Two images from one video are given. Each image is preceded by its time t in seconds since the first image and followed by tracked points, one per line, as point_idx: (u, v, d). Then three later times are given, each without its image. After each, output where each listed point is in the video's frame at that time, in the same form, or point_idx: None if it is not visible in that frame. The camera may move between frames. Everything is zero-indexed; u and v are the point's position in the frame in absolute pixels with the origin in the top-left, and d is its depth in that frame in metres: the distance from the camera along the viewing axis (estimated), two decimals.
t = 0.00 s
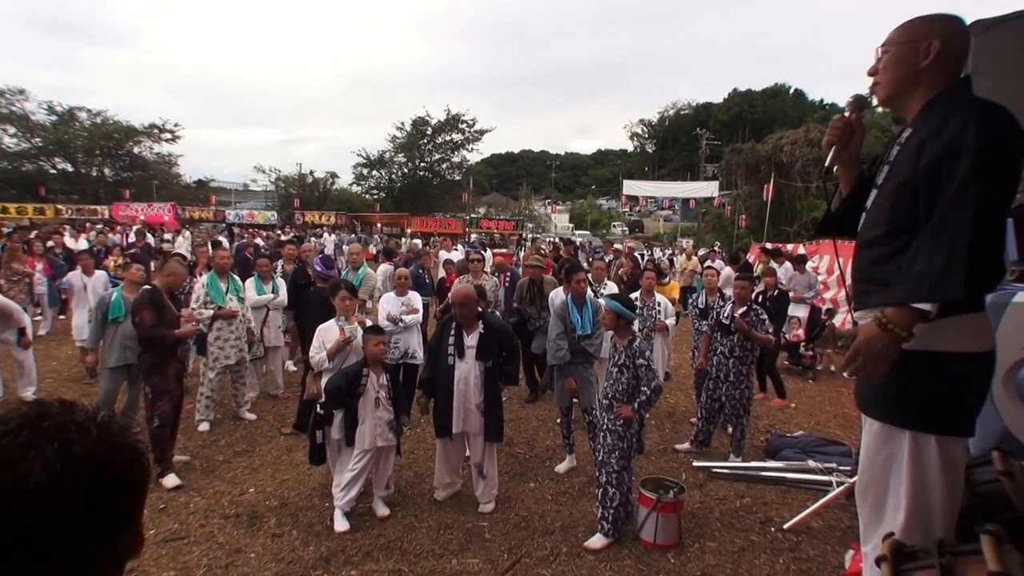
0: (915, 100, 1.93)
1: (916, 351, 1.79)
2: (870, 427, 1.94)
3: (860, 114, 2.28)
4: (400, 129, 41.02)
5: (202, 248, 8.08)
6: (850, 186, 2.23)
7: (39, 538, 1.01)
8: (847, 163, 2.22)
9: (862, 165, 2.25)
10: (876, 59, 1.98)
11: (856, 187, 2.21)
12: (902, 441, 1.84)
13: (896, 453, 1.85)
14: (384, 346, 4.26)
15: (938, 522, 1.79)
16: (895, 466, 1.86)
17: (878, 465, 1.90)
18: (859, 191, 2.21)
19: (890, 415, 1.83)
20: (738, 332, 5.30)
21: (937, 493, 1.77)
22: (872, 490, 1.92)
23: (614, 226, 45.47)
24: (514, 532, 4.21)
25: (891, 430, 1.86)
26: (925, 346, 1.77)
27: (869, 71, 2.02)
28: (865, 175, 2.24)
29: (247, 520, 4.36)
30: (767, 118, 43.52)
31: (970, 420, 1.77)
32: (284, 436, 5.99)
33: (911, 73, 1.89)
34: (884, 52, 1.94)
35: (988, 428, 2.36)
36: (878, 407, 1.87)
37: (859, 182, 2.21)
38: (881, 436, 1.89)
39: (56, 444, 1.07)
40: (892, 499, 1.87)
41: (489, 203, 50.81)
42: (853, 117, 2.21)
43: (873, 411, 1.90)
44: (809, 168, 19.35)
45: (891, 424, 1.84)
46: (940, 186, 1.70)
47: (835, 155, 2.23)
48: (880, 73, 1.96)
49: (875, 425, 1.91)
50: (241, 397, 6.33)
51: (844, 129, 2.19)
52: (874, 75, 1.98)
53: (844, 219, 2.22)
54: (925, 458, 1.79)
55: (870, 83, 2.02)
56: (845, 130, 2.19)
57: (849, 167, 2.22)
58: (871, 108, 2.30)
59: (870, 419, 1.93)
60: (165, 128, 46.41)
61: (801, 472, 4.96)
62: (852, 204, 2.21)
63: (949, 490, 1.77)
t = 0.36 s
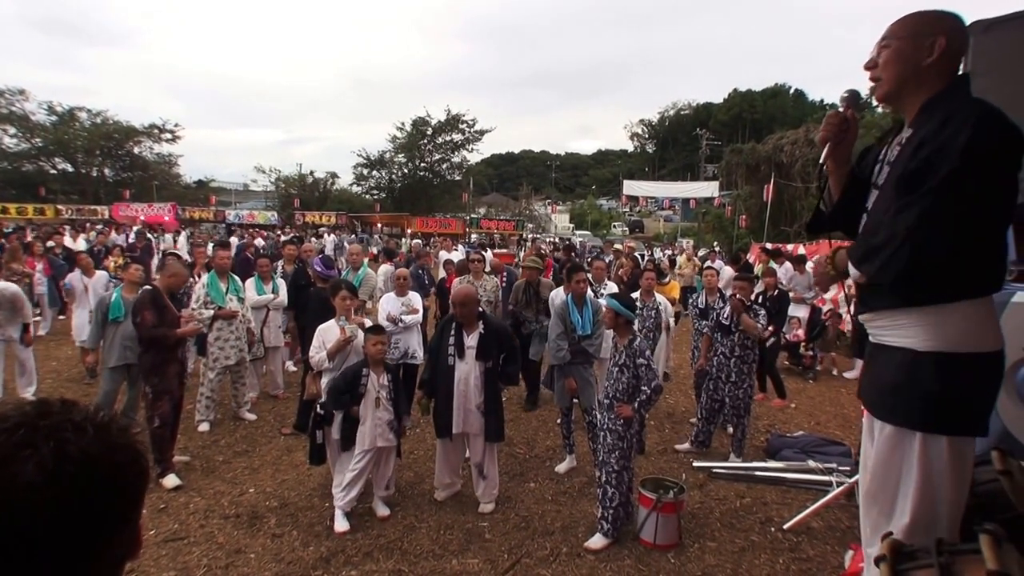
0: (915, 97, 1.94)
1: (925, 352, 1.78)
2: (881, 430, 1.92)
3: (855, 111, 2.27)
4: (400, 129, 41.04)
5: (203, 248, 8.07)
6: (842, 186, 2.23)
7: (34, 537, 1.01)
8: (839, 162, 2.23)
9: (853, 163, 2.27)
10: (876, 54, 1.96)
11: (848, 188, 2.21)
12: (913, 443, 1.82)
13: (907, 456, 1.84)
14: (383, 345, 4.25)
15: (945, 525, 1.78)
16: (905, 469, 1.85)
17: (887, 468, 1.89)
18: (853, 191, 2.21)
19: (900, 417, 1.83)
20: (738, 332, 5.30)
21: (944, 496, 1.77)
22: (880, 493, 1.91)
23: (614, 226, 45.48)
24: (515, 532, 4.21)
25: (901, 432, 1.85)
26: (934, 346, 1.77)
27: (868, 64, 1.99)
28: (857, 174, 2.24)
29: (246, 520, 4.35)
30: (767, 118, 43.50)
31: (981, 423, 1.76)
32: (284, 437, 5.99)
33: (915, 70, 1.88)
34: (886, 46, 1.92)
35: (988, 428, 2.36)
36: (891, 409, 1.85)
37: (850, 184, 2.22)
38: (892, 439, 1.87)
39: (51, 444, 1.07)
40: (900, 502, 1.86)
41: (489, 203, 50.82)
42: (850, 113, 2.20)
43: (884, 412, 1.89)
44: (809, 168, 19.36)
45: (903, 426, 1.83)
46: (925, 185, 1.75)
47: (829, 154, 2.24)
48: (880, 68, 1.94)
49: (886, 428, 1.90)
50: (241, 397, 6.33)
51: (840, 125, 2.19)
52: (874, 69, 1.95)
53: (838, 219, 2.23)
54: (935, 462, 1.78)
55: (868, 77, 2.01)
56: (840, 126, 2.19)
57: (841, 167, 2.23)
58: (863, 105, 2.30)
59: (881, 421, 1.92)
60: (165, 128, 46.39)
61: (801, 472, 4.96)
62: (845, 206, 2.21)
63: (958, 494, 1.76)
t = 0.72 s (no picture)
0: (910, 97, 1.93)
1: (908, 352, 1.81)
2: (868, 430, 1.94)
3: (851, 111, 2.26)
4: (400, 130, 41.06)
5: (203, 248, 8.08)
6: (842, 189, 2.24)
7: (18, 538, 0.99)
8: (837, 165, 2.23)
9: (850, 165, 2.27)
10: (874, 53, 1.95)
11: (848, 190, 2.22)
12: (899, 441, 1.83)
13: (894, 453, 1.85)
14: (385, 345, 4.24)
15: (935, 522, 1.78)
16: (892, 467, 1.86)
17: (876, 466, 1.90)
18: (852, 193, 2.22)
19: (888, 415, 1.83)
20: (738, 332, 5.30)
21: (932, 493, 1.77)
22: (870, 492, 1.92)
23: (614, 226, 45.52)
24: (515, 532, 4.21)
25: (888, 431, 1.86)
26: (919, 346, 1.79)
27: (865, 63, 1.99)
28: (856, 177, 2.25)
29: (246, 520, 4.35)
30: (767, 118, 43.47)
31: (970, 422, 1.76)
32: (284, 437, 6.00)
33: (911, 69, 1.88)
34: (885, 45, 1.91)
35: (987, 429, 2.36)
36: (878, 408, 1.87)
37: (849, 186, 2.23)
38: (879, 437, 1.89)
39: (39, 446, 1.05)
40: (889, 500, 1.86)
41: (489, 203, 50.85)
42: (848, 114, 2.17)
43: (871, 411, 1.90)
44: (809, 168, 19.42)
45: (889, 424, 1.83)
46: (913, 185, 1.75)
47: (827, 156, 2.23)
48: (877, 67, 1.94)
49: (874, 427, 1.91)
50: (241, 397, 6.33)
51: (837, 128, 2.18)
52: (871, 68, 1.95)
53: (838, 222, 2.23)
54: (922, 458, 1.79)
55: (863, 76, 2.00)
56: (837, 130, 2.18)
57: (840, 169, 2.23)
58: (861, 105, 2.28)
59: (869, 420, 1.92)
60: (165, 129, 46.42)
61: (801, 472, 4.96)
62: (845, 208, 2.22)
63: (945, 491, 1.77)
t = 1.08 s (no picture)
0: (903, 95, 1.93)
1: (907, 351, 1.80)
2: (866, 429, 1.94)
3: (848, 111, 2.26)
4: (400, 130, 41.07)
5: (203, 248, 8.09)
6: (839, 188, 2.24)
7: (14, 537, 0.99)
8: (834, 164, 2.23)
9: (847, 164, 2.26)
10: (866, 53, 1.96)
11: (845, 189, 2.22)
12: (896, 442, 1.84)
13: (891, 453, 1.86)
14: (387, 345, 4.23)
15: (933, 522, 1.80)
16: (890, 468, 1.86)
17: (874, 466, 1.90)
18: (850, 192, 2.22)
19: (886, 416, 1.84)
20: (738, 332, 5.30)
21: (930, 493, 1.78)
22: (868, 491, 1.93)
23: (614, 226, 45.54)
24: (515, 532, 4.21)
25: (885, 431, 1.86)
26: (916, 346, 1.78)
27: (858, 63, 2.00)
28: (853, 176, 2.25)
29: (246, 521, 4.35)
30: (767, 118, 43.44)
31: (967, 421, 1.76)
32: (284, 437, 6.00)
33: (902, 69, 1.88)
34: (876, 45, 1.92)
35: (987, 428, 2.36)
36: (875, 409, 1.87)
37: (847, 185, 2.23)
38: (877, 437, 1.89)
39: (39, 448, 1.05)
40: (887, 500, 1.87)
41: (489, 203, 50.86)
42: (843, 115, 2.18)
43: (868, 412, 1.90)
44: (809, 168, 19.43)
45: (887, 424, 1.84)
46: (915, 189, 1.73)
47: (823, 155, 2.23)
48: (868, 67, 1.95)
49: (871, 427, 1.92)
50: (241, 397, 6.33)
51: (832, 128, 2.18)
52: (863, 68, 1.96)
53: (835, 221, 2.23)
54: (919, 458, 1.79)
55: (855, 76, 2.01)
56: (832, 130, 2.19)
57: (837, 169, 2.22)
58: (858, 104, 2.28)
59: (866, 421, 1.93)
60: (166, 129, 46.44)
61: (801, 472, 4.95)
62: (842, 207, 2.22)
63: (943, 490, 1.78)
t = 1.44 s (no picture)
0: (899, 96, 1.94)
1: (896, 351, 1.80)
2: (859, 430, 1.94)
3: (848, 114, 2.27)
4: (401, 130, 41.05)
5: (202, 248, 8.09)
6: (840, 188, 2.25)
7: (16, 538, 0.98)
8: (834, 166, 2.23)
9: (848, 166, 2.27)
10: (863, 56, 1.98)
11: (846, 189, 2.23)
12: (888, 440, 1.84)
13: (883, 453, 1.86)
14: (389, 344, 4.25)
15: (926, 520, 1.80)
16: (882, 467, 1.87)
17: (866, 466, 1.91)
18: (850, 192, 2.23)
19: (876, 416, 1.84)
20: (739, 332, 5.29)
21: (922, 492, 1.78)
22: (862, 491, 1.93)
23: (615, 226, 45.54)
24: (514, 533, 4.21)
25: (876, 430, 1.87)
26: (904, 346, 1.78)
27: (856, 66, 2.03)
28: (854, 177, 2.26)
29: (246, 521, 4.36)
30: (767, 118, 43.38)
31: (956, 419, 1.77)
32: (284, 437, 6.01)
33: (895, 70, 1.90)
34: (870, 48, 1.93)
35: (988, 429, 2.35)
36: (866, 409, 1.88)
37: (848, 185, 2.24)
38: (869, 437, 1.90)
39: (51, 448, 1.05)
40: (880, 499, 1.88)
41: (489, 203, 50.82)
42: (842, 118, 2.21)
43: (859, 412, 1.91)
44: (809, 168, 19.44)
45: (878, 425, 1.84)
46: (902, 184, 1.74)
47: (823, 157, 2.24)
48: (864, 70, 1.97)
49: (863, 426, 1.92)
50: (241, 398, 6.33)
51: (831, 130, 2.17)
52: (859, 70, 1.98)
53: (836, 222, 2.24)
54: (911, 457, 1.79)
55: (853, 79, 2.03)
56: (830, 132, 2.17)
57: (837, 169, 2.23)
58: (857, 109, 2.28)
59: (857, 420, 1.93)
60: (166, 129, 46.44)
61: (801, 473, 4.95)
62: (844, 207, 2.23)
63: (935, 489, 1.78)
